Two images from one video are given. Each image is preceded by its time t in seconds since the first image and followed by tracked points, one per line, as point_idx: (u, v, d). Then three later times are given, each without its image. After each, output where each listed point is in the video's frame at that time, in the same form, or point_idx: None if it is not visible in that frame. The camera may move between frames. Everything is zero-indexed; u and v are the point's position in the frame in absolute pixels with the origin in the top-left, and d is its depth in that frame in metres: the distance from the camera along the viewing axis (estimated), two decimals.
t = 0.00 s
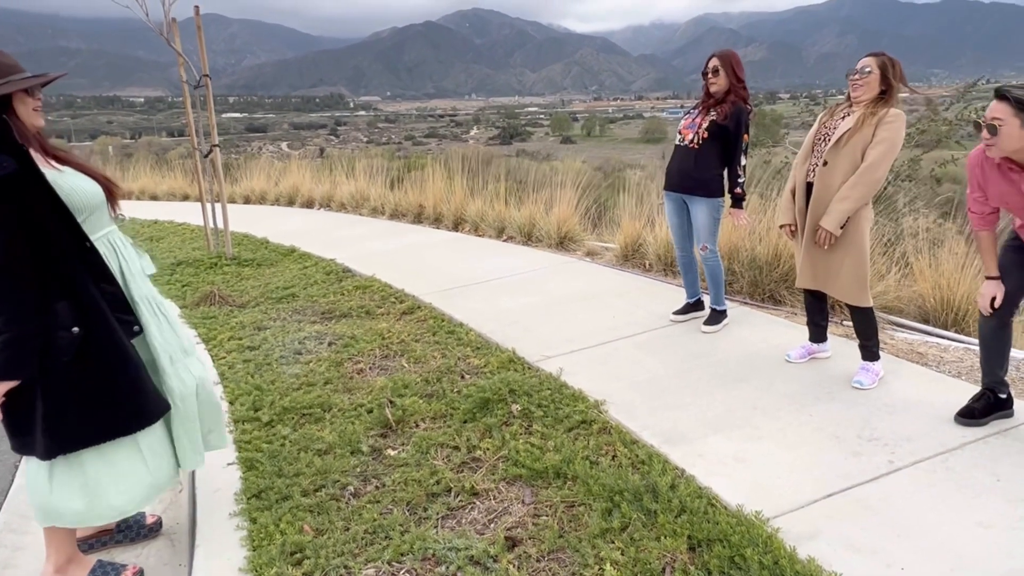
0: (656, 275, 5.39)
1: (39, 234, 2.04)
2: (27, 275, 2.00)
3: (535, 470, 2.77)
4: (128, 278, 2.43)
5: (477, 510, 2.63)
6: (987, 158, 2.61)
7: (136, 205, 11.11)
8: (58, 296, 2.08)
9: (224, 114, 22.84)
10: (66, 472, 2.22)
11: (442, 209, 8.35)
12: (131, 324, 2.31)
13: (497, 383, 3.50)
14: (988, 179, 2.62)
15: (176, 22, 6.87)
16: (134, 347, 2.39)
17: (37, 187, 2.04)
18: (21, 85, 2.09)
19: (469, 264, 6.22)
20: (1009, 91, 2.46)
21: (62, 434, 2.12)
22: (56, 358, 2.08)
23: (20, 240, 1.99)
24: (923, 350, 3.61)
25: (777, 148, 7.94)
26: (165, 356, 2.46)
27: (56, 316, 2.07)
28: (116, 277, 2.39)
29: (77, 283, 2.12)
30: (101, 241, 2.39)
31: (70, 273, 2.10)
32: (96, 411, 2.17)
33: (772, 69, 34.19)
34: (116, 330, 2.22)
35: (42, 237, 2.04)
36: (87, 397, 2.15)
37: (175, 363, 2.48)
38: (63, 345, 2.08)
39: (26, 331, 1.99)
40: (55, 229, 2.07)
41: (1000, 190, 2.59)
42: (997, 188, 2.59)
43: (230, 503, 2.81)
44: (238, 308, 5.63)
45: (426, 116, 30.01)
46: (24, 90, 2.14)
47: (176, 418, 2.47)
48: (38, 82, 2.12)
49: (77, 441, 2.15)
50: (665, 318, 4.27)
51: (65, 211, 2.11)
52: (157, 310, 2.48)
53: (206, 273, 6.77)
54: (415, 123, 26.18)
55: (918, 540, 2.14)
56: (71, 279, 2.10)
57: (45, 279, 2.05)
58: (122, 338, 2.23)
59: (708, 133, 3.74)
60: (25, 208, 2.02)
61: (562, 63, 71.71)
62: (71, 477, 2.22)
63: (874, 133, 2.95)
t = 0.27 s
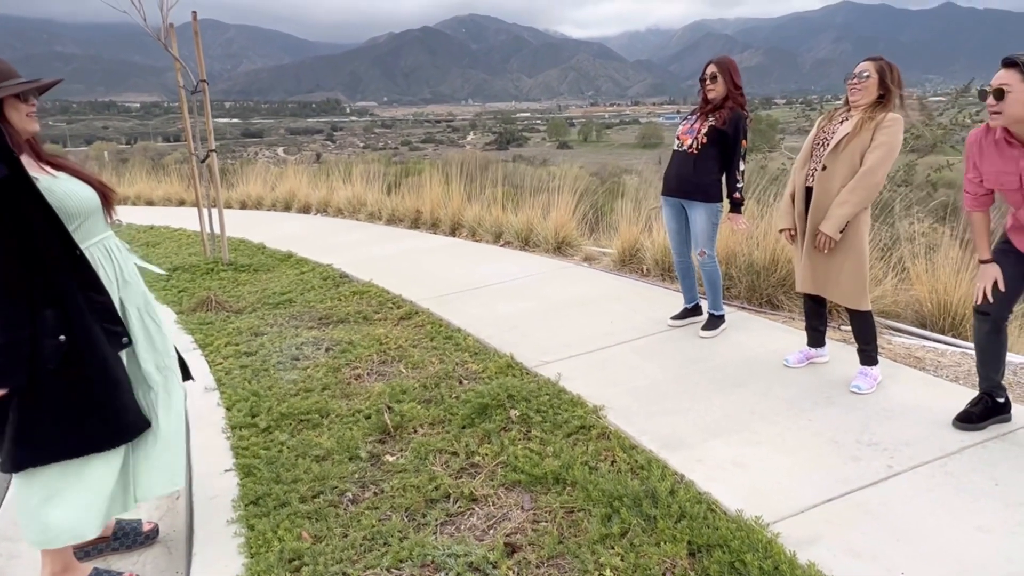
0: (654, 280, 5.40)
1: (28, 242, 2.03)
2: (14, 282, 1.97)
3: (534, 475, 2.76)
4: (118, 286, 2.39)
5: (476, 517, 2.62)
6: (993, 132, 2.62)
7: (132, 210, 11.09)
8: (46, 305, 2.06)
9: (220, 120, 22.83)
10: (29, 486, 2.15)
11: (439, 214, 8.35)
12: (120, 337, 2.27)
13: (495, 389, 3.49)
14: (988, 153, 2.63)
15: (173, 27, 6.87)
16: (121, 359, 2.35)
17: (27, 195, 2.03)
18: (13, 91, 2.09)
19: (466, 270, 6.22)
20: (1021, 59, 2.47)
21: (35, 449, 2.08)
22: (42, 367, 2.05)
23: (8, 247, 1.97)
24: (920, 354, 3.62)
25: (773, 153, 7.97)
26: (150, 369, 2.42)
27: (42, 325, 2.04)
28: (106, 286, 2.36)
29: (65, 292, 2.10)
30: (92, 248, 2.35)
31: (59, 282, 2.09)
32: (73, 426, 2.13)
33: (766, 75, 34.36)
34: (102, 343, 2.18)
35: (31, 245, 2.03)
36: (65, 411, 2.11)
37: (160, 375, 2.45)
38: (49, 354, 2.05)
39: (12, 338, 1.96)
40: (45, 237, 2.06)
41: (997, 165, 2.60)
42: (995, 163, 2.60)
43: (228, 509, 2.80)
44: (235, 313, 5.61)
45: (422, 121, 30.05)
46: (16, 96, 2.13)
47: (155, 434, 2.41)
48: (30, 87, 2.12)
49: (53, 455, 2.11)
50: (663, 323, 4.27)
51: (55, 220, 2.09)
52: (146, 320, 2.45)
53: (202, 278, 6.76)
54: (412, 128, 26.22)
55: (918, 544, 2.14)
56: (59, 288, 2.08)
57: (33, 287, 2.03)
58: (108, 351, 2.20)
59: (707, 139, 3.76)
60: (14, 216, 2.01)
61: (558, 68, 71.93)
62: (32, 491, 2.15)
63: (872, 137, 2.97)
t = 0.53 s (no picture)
0: (652, 285, 5.42)
1: (36, 247, 2.02)
2: (23, 287, 1.97)
3: (538, 481, 2.76)
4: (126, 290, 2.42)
5: (481, 523, 2.61)
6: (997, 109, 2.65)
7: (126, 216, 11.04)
8: (54, 310, 2.05)
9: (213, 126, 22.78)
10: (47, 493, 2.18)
11: (436, 220, 8.35)
12: (128, 339, 2.27)
13: (497, 394, 3.49)
14: (990, 129, 2.66)
15: (170, 33, 6.86)
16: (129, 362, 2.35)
17: (34, 200, 2.01)
18: (16, 96, 2.10)
19: (464, 276, 6.22)
20: None
21: (46, 451, 2.10)
22: (50, 372, 2.05)
23: (17, 251, 1.96)
24: (920, 359, 3.64)
25: (768, 159, 8.02)
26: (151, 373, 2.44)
27: (50, 330, 2.04)
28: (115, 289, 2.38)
29: (72, 297, 2.10)
30: (100, 252, 2.36)
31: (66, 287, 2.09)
32: (84, 429, 2.15)
33: (759, 82, 34.57)
34: (110, 346, 2.20)
35: (38, 251, 2.02)
36: (72, 416, 2.12)
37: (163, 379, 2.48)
38: (58, 359, 2.05)
39: (21, 344, 1.96)
40: (51, 242, 2.05)
41: (997, 141, 2.63)
42: (996, 139, 2.63)
43: (230, 516, 2.78)
44: (232, 320, 5.59)
45: (416, 127, 30.06)
46: (20, 102, 2.15)
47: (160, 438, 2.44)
48: (34, 92, 2.14)
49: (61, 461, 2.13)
50: (663, 329, 4.28)
51: (61, 225, 2.09)
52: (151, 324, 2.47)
53: (198, 284, 6.73)
54: (406, 134, 26.22)
55: (923, 548, 2.15)
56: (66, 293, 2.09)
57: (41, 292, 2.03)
58: (115, 355, 2.21)
59: (708, 144, 3.77)
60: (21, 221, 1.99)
61: (551, 75, 72.16)
62: (51, 498, 2.18)
63: (873, 142, 3.00)
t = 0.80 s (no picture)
0: (649, 292, 5.42)
1: (38, 251, 2.01)
2: (24, 292, 1.96)
3: (540, 488, 2.74)
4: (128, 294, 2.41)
5: (483, 530, 2.59)
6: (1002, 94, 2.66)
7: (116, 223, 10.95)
8: (56, 314, 2.04)
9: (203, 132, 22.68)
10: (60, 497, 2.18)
11: (430, 226, 8.34)
12: (130, 344, 2.26)
13: (496, 401, 3.47)
14: (994, 114, 2.67)
15: (164, 39, 6.84)
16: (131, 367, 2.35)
17: (37, 205, 2.01)
18: (21, 98, 2.08)
19: (460, 282, 6.21)
20: None
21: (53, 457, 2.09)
22: (53, 378, 2.04)
23: (19, 255, 1.96)
24: (917, 364, 3.65)
25: (761, 166, 8.06)
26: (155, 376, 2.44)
27: (53, 335, 2.03)
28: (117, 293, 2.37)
29: (75, 302, 2.09)
30: (102, 256, 2.37)
31: (68, 292, 2.07)
32: (90, 435, 2.14)
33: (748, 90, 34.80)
34: (113, 351, 2.18)
35: (40, 255, 2.01)
36: (77, 422, 2.11)
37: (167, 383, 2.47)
38: (59, 365, 2.04)
39: (23, 349, 1.95)
40: (53, 246, 2.04)
41: (1000, 126, 2.65)
42: (998, 123, 2.65)
43: (228, 526, 2.74)
44: (226, 327, 5.55)
45: (407, 134, 30.04)
46: (23, 103, 2.14)
47: (169, 441, 2.45)
48: (38, 95, 2.13)
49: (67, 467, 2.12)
50: (661, 334, 4.28)
51: (64, 230, 2.07)
52: (155, 328, 2.46)
53: (191, 291, 6.68)
54: (398, 142, 26.20)
55: (928, 552, 2.15)
56: (69, 297, 2.07)
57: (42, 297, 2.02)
58: (119, 360, 2.20)
59: (705, 149, 3.79)
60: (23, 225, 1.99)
61: (541, 83, 72.39)
62: (63, 502, 2.19)
63: (872, 147, 3.02)
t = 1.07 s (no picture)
0: (641, 299, 5.42)
1: (23, 263, 1.97)
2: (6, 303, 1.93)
3: (535, 498, 2.72)
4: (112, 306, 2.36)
5: (477, 542, 2.56)
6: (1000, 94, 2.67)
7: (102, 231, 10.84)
8: (40, 326, 2.01)
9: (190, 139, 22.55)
10: (38, 513, 2.10)
11: (421, 234, 8.31)
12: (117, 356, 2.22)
13: (490, 410, 3.45)
14: (989, 112, 2.68)
15: (152, 46, 6.79)
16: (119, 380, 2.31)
17: (21, 215, 1.98)
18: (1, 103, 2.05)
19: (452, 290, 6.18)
20: None
21: (34, 473, 2.03)
22: (36, 391, 1.99)
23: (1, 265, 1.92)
24: (909, 370, 3.66)
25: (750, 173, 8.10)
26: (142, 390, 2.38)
27: (36, 347, 1.99)
28: (103, 304, 2.33)
29: (60, 313, 2.04)
30: (88, 266, 2.33)
31: (54, 303, 2.03)
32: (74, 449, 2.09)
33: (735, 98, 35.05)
34: (99, 363, 2.14)
35: (25, 266, 1.98)
36: (60, 435, 2.06)
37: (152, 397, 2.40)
38: (44, 378, 2.00)
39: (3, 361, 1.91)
40: (38, 255, 2.00)
41: (995, 127, 2.65)
42: (992, 122, 2.66)
43: (216, 540, 2.69)
44: (214, 336, 5.49)
45: (395, 141, 30.00)
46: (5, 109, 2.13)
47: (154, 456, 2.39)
48: (21, 101, 2.11)
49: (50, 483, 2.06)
50: (654, 342, 4.28)
51: (50, 240, 2.04)
52: (140, 340, 2.41)
53: (178, 300, 6.61)
54: (386, 148, 26.14)
55: (925, 560, 2.14)
56: (53, 309, 2.03)
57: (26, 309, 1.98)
58: (104, 372, 2.16)
59: (697, 154, 3.81)
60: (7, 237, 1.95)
61: (530, 90, 72.62)
62: (42, 518, 2.10)
63: (863, 154, 3.04)
